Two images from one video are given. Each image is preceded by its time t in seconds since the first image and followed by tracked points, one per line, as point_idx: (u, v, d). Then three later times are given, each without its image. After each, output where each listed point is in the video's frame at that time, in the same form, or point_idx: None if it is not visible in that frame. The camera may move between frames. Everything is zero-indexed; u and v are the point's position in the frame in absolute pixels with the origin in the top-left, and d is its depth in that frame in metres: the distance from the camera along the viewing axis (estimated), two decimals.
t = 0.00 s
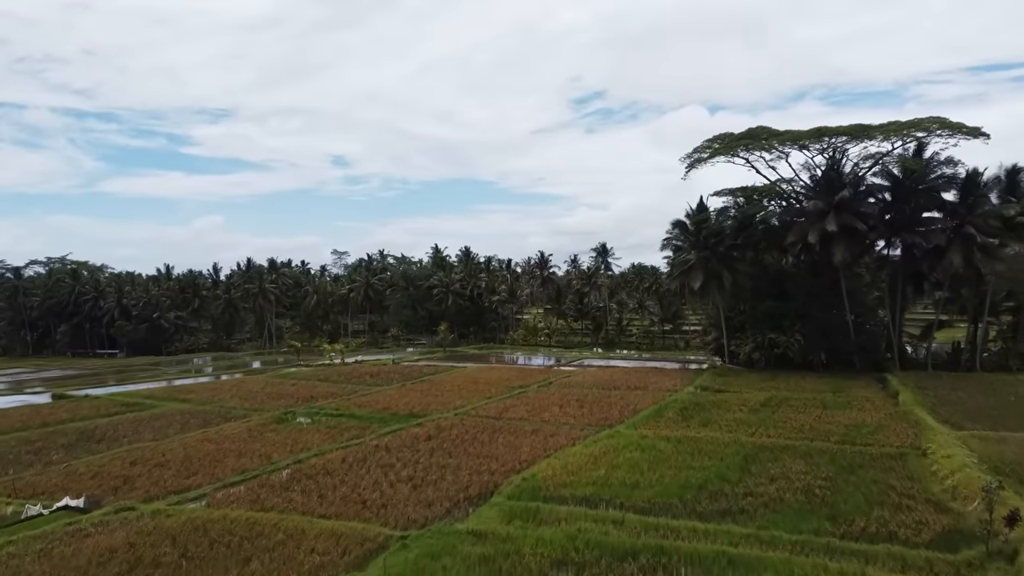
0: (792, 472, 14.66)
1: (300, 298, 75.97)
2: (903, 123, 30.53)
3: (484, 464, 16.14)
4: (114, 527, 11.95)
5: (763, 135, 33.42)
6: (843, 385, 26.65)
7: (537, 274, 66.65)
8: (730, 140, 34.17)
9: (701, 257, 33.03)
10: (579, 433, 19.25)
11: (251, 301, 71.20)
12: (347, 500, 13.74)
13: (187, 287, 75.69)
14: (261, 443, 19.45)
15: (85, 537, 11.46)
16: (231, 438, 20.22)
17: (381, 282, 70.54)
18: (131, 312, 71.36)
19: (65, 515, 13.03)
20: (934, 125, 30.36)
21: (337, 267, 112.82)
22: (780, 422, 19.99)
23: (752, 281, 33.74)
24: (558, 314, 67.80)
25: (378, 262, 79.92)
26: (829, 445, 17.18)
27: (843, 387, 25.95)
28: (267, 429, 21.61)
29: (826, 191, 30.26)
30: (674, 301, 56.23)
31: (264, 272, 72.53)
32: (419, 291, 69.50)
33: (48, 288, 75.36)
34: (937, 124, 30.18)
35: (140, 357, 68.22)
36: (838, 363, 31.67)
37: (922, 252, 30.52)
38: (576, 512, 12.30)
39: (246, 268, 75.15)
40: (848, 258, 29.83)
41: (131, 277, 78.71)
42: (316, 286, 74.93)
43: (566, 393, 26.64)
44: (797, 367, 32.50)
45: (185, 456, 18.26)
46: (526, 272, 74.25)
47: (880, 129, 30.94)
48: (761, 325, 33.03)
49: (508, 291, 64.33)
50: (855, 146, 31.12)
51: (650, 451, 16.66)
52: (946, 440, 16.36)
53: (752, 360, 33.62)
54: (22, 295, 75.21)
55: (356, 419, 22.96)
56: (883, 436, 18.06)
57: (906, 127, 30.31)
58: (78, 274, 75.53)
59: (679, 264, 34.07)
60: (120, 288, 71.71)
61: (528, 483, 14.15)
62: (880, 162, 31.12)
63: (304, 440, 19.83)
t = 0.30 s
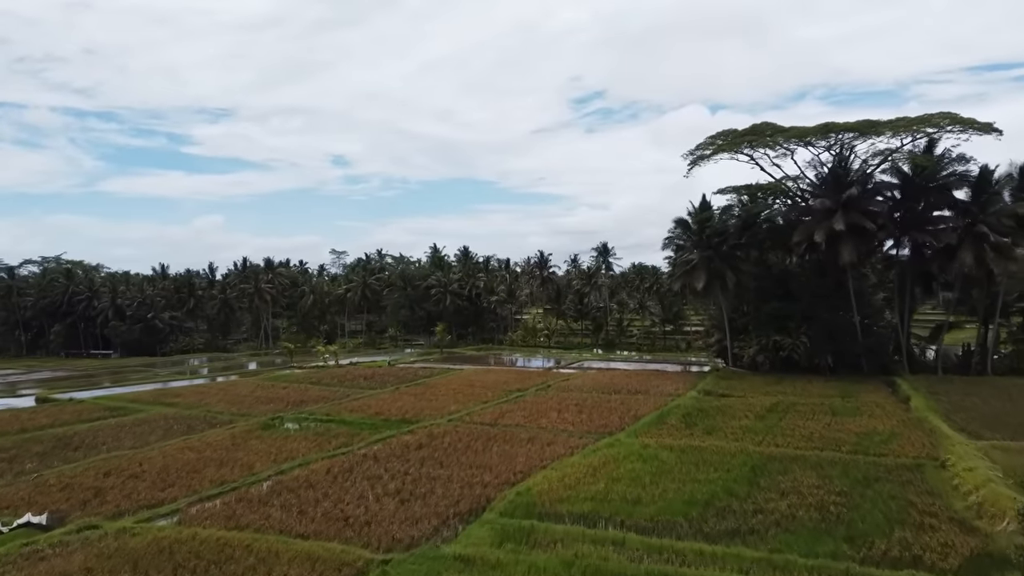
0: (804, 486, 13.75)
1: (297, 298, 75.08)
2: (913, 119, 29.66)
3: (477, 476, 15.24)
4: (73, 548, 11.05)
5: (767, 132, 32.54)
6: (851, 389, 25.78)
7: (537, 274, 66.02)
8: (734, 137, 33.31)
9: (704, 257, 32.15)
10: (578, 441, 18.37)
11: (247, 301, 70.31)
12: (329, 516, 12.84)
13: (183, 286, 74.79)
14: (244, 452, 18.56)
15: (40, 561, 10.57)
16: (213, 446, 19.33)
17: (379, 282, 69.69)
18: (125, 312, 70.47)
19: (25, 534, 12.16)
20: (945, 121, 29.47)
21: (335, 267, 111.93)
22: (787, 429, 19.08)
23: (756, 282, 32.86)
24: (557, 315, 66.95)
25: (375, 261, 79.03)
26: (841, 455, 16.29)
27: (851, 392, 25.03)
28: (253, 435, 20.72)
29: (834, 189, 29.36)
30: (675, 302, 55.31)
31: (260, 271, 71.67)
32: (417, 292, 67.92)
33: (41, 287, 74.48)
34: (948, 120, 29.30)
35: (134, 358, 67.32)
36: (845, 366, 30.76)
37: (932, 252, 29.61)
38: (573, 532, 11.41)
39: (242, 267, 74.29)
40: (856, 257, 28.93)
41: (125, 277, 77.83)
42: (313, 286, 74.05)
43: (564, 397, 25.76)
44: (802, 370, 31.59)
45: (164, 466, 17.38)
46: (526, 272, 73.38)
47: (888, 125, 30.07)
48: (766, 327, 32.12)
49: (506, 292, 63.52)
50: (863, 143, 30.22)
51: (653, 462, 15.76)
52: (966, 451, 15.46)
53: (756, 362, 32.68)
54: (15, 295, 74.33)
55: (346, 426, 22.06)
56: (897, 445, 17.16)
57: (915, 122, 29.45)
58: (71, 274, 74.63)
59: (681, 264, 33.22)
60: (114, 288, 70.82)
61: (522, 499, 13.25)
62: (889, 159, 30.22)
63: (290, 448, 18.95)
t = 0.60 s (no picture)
0: (818, 503, 12.83)
1: (293, 298, 74.13)
2: (924, 114, 28.74)
3: (469, 490, 14.34)
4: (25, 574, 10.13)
5: (772, 128, 31.57)
6: (860, 394, 24.85)
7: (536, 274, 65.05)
8: (738, 133, 32.38)
9: (708, 257, 31.22)
10: (576, 451, 17.44)
11: (242, 301, 69.37)
12: (308, 536, 11.93)
13: (178, 286, 73.85)
14: (226, 462, 17.63)
15: None
16: (194, 455, 18.40)
17: (376, 282, 68.73)
18: (120, 312, 69.56)
19: None
20: (957, 116, 28.53)
21: (333, 267, 110.94)
22: (796, 438, 18.14)
23: (761, 282, 31.97)
24: (557, 315, 65.99)
25: (373, 261, 78.09)
26: (856, 467, 15.37)
27: (860, 397, 24.10)
28: (237, 443, 19.79)
29: (842, 186, 28.43)
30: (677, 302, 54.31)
31: (256, 271, 70.71)
32: (415, 292, 67.09)
33: (35, 287, 73.57)
34: (960, 116, 28.37)
35: (128, 359, 66.38)
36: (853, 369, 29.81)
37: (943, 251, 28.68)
38: (570, 557, 10.49)
39: (238, 267, 73.33)
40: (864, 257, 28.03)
41: (120, 277, 76.92)
42: (310, 286, 73.10)
43: (563, 402, 24.82)
44: (808, 373, 30.65)
45: (139, 477, 16.46)
46: (525, 272, 72.42)
47: (898, 121, 29.15)
48: (771, 329, 31.18)
49: (505, 291, 62.58)
50: (872, 139, 29.29)
51: (656, 474, 14.85)
52: (989, 464, 14.52)
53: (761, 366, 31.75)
54: (8, 295, 73.42)
55: (335, 433, 21.11)
56: (914, 456, 16.24)
57: (926, 118, 28.53)
58: (65, 273, 73.70)
59: (684, 264, 32.30)
60: (108, 288, 69.88)
61: (515, 517, 12.33)
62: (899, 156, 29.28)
63: (274, 458, 18.02)
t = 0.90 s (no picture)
0: (835, 521, 11.93)
1: (290, 298, 73.23)
2: (935, 109, 27.83)
3: (461, 504, 13.43)
4: None
5: (778, 123, 30.64)
6: (871, 399, 23.94)
7: (536, 274, 64.18)
8: (743, 129, 31.49)
9: (711, 256, 30.31)
10: (575, 461, 16.52)
11: (238, 301, 68.43)
12: (285, 558, 11.01)
13: (173, 286, 72.93)
14: (206, 472, 16.70)
15: None
16: (174, 464, 17.48)
17: (373, 282, 67.80)
18: (114, 312, 68.62)
19: None
20: (971, 109, 27.59)
21: (331, 267, 109.99)
22: (808, 447, 17.21)
23: (766, 282, 31.07)
24: (557, 316, 65.11)
25: (371, 260, 77.20)
26: (872, 480, 14.46)
27: (870, 402, 23.18)
28: (220, 451, 18.86)
29: (850, 183, 27.53)
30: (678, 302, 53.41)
31: (252, 270, 69.77)
32: (412, 292, 66.33)
33: (28, 287, 72.63)
34: (974, 110, 27.46)
35: (121, 360, 65.45)
36: (861, 372, 28.92)
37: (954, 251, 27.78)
38: None
39: (234, 267, 72.41)
40: (874, 257, 27.13)
41: (115, 277, 76.00)
42: (307, 286, 72.20)
43: (562, 406, 23.92)
44: (816, 376, 29.72)
45: (113, 488, 15.53)
46: (525, 272, 71.54)
47: (908, 116, 28.25)
48: (777, 331, 30.27)
49: (504, 291, 61.73)
50: (882, 134, 28.35)
51: (660, 487, 13.95)
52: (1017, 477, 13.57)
53: (766, 369, 30.82)
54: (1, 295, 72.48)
55: (323, 440, 20.19)
56: (933, 466, 15.32)
57: (938, 113, 27.62)
58: (59, 273, 72.75)
59: (687, 263, 31.40)
60: (102, 288, 68.94)
61: (509, 536, 11.44)
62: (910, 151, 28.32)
63: (258, 467, 17.11)
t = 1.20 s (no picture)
0: (855, 542, 11.00)
1: (286, 298, 72.29)
2: (948, 103, 26.91)
3: (451, 521, 12.52)
4: None
5: (785, 119, 29.71)
6: (882, 403, 23.04)
7: (535, 273, 63.22)
8: (748, 125, 30.60)
9: (715, 255, 29.43)
10: (574, 472, 15.62)
11: (234, 301, 67.47)
12: None
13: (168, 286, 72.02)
14: (184, 483, 15.79)
15: None
16: (152, 474, 16.58)
17: (371, 282, 66.89)
18: (108, 312, 67.69)
19: None
20: (986, 104, 26.66)
21: (329, 267, 109.10)
22: (820, 458, 16.29)
23: (772, 282, 30.19)
24: (556, 316, 64.15)
25: (368, 260, 76.27)
26: (891, 495, 13.56)
27: (881, 408, 22.25)
28: (202, 460, 17.95)
29: (860, 180, 26.65)
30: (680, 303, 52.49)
31: (248, 270, 68.82)
32: (411, 292, 65.67)
33: (21, 287, 71.74)
34: (988, 105, 26.53)
35: (115, 361, 64.53)
36: (870, 376, 28.01)
37: (967, 250, 26.88)
38: None
39: (230, 266, 71.48)
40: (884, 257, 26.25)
41: (110, 276, 75.11)
42: (303, 285, 71.24)
43: (562, 412, 23.01)
44: (823, 380, 28.80)
45: (83, 501, 14.62)
46: (524, 271, 70.61)
47: (920, 111, 27.33)
48: (783, 333, 29.36)
49: (503, 292, 61.24)
50: (893, 129, 27.42)
51: (665, 502, 13.05)
52: None
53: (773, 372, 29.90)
54: None
55: (311, 448, 19.25)
56: (956, 479, 14.39)
57: (951, 107, 26.69)
58: (53, 273, 71.84)
59: (690, 263, 30.51)
60: (96, 287, 68.01)
61: (502, 559, 10.52)
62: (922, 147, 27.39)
63: (240, 478, 16.20)
